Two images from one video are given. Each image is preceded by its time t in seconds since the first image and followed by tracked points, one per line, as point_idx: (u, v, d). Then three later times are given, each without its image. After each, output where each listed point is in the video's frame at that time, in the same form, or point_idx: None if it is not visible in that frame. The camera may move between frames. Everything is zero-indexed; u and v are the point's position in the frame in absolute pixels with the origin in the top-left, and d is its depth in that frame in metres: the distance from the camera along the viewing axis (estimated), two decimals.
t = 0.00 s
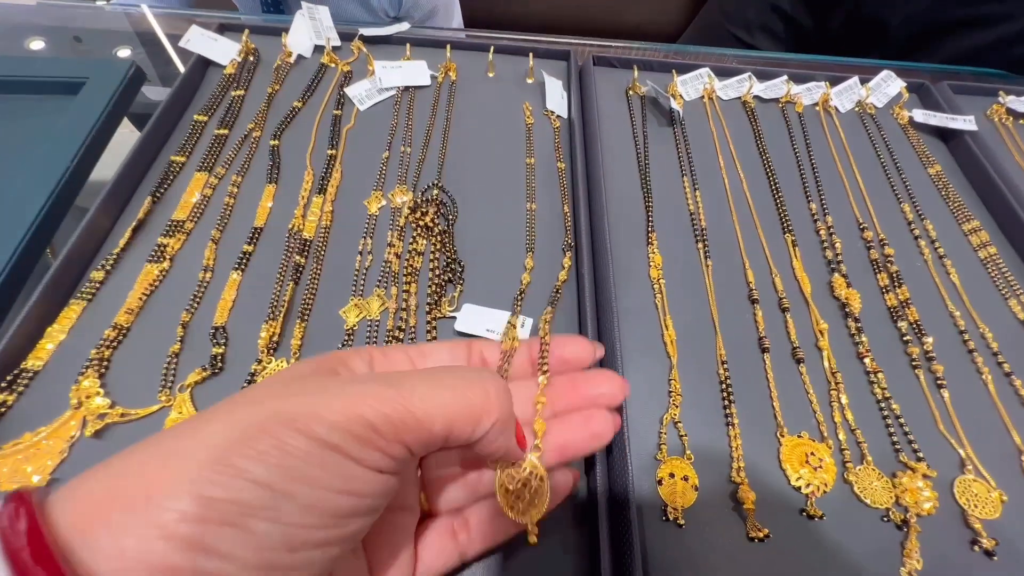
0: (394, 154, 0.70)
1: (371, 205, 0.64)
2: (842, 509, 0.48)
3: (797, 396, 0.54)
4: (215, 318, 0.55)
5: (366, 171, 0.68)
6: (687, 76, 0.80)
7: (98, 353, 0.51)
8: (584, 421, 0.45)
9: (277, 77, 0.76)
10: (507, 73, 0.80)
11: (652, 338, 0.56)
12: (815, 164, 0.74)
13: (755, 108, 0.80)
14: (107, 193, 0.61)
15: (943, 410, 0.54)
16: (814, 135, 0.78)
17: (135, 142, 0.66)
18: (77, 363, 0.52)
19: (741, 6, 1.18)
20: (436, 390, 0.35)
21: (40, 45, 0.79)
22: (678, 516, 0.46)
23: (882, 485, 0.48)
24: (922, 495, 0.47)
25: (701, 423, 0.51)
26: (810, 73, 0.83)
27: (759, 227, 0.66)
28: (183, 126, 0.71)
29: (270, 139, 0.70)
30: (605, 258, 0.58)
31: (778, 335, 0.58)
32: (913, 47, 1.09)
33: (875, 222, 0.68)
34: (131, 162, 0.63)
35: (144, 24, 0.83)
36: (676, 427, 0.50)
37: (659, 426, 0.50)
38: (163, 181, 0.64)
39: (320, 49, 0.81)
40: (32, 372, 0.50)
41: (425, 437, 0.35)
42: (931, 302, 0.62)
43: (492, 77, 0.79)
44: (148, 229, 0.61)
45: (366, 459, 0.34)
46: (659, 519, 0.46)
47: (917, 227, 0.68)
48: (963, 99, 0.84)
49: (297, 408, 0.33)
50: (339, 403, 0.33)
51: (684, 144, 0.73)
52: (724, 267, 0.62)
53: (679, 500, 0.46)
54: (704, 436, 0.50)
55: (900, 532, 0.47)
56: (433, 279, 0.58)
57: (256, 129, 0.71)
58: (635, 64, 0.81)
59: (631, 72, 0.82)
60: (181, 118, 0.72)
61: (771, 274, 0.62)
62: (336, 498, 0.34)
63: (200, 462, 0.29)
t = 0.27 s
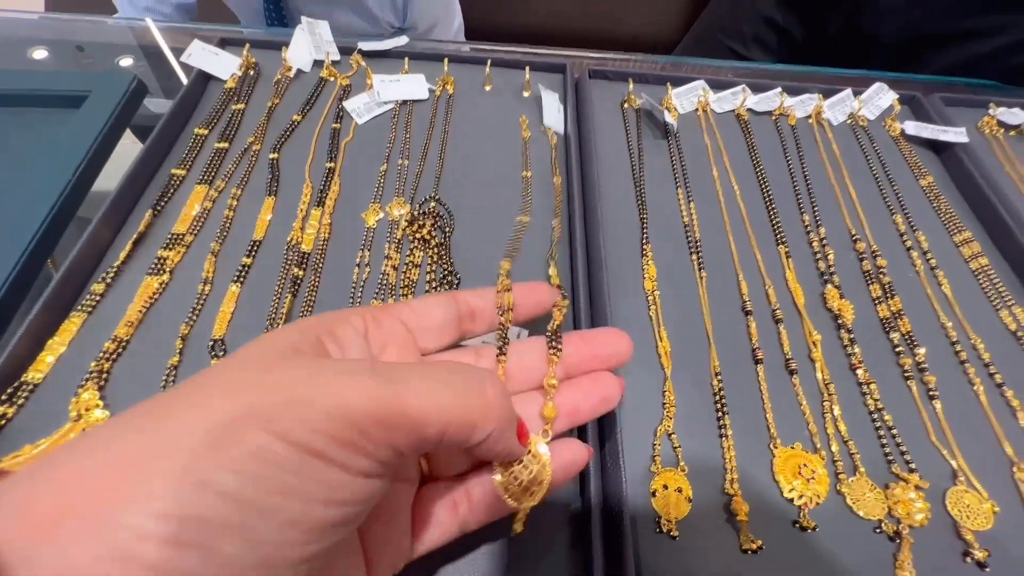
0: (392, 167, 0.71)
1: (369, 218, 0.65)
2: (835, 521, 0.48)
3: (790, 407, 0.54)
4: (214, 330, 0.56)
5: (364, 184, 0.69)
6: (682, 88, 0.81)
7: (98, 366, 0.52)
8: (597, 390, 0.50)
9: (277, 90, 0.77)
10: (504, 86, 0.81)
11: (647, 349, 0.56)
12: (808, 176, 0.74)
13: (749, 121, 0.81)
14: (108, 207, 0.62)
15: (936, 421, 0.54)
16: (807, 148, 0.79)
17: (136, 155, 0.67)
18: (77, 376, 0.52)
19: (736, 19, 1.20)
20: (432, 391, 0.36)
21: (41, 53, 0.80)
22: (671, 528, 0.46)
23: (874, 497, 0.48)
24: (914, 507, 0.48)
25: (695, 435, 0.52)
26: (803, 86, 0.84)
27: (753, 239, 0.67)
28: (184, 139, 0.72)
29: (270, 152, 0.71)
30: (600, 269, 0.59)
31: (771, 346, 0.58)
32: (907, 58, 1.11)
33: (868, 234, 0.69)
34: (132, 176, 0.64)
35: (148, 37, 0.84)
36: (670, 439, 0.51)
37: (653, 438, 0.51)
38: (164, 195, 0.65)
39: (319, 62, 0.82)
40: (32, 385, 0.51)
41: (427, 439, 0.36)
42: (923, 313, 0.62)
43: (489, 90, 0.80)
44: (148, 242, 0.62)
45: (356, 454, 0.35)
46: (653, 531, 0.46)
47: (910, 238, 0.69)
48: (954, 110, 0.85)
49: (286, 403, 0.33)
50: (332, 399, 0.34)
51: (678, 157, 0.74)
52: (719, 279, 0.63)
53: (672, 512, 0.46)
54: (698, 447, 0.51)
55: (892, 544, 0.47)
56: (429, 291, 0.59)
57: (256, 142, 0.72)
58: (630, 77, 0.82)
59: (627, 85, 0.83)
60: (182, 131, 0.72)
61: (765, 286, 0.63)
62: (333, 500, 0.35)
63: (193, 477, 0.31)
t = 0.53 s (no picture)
0: (398, 206, 0.76)
1: (376, 256, 0.70)
2: (814, 548, 0.51)
3: (772, 438, 0.57)
4: (231, 365, 0.59)
5: (371, 223, 0.74)
6: (671, 128, 0.85)
7: (123, 400, 0.56)
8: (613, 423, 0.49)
9: (290, 133, 0.83)
10: (503, 127, 0.86)
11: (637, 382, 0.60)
12: (791, 213, 0.79)
13: (736, 159, 0.85)
14: (134, 248, 0.66)
15: (911, 451, 0.58)
16: (790, 185, 0.83)
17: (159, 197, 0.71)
18: (104, 409, 0.56)
19: (728, 54, 1.25)
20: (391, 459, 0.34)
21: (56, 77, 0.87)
22: (658, 554, 0.49)
23: (851, 525, 0.51)
24: (888, 534, 0.51)
25: (681, 464, 0.55)
26: (787, 125, 0.88)
27: (738, 274, 0.71)
28: (203, 181, 0.76)
29: (283, 193, 0.76)
30: (592, 304, 0.63)
31: (754, 379, 0.62)
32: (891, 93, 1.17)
33: (847, 269, 0.73)
34: (155, 218, 0.69)
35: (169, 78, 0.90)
36: (657, 468, 0.54)
37: (642, 468, 0.54)
38: (185, 235, 0.69)
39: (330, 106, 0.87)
40: (63, 418, 0.54)
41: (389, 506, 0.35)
42: (900, 345, 0.66)
43: (489, 131, 0.85)
44: (170, 280, 0.66)
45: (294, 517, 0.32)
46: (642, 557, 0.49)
47: (888, 273, 0.73)
48: (931, 148, 0.89)
49: (238, 442, 0.30)
50: (277, 431, 0.31)
51: (668, 196, 0.79)
52: (705, 313, 0.67)
53: (659, 538, 0.50)
54: (684, 476, 0.54)
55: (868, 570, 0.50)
56: (432, 327, 0.63)
57: (270, 183, 0.77)
58: (623, 118, 0.87)
59: (619, 125, 0.87)
60: (201, 173, 0.77)
61: (749, 320, 0.67)
62: (297, 554, 0.34)
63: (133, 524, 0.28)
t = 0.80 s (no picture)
0: (413, 239, 0.84)
1: (393, 284, 0.77)
2: (792, 553, 0.56)
3: (754, 452, 0.63)
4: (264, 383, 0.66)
5: (389, 255, 0.81)
6: (664, 165, 0.92)
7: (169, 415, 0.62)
8: (644, 416, 0.55)
9: (316, 172, 0.91)
10: (509, 164, 0.93)
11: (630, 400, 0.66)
12: (775, 244, 0.85)
13: (724, 194, 0.92)
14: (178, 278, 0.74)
15: (883, 465, 0.63)
16: (775, 218, 0.90)
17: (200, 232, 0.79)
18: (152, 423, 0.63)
19: (720, 91, 1.34)
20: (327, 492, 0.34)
21: (82, 105, 0.96)
22: (648, 556, 0.54)
23: (825, 532, 0.56)
24: (860, 540, 0.56)
25: (670, 476, 0.60)
26: (773, 161, 0.95)
27: (725, 301, 0.77)
28: (238, 216, 0.84)
29: (310, 228, 0.84)
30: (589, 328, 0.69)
31: (739, 398, 0.67)
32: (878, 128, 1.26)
33: (827, 296, 0.79)
34: (197, 251, 0.77)
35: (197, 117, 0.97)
36: (648, 479, 0.60)
37: (634, 478, 0.60)
38: (223, 266, 0.77)
39: (351, 146, 0.95)
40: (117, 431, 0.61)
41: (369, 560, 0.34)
42: (875, 367, 0.72)
43: (497, 169, 0.93)
44: (209, 307, 0.73)
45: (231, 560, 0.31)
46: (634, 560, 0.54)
47: (865, 300, 0.79)
48: (909, 181, 0.95)
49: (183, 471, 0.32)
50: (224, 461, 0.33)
51: (660, 228, 0.85)
52: (694, 337, 0.73)
53: (649, 542, 0.55)
54: (672, 486, 0.60)
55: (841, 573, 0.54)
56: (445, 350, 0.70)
57: (298, 219, 0.85)
58: (619, 156, 0.94)
59: (615, 162, 0.94)
60: (236, 209, 0.86)
61: (734, 343, 0.73)
62: None
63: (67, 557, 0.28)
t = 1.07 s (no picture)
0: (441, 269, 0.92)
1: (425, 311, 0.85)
2: (789, 555, 0.62)
3: (755, 464, 0.70)
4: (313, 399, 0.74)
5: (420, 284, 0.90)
6: (670, 200, 1.01)
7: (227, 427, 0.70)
8: (654, 336, 0.66)
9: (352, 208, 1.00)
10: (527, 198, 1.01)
11: (640, 416, 0.72)
12: (774, 274, 0.93)
13: (727, 227, 1.00)
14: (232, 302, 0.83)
15: (873, 477, 0.69)
16: (774, 249, 0.97)
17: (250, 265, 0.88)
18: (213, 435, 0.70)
19: (723, 127, 1.45)
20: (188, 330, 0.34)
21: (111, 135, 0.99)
22: (658, 555, 0.61)
23: (819, 537, 0.63)
24: (851, 545, 0.62)
25: (677, 485, 0.67)
26: (771, 196, 1.02)
27: (728, 326, 0.85)
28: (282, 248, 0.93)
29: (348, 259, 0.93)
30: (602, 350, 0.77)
31: (740, 415, 0.74)
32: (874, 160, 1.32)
33: (822, 322, 0.86)
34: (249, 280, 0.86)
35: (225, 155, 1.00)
36: (657, 488, 0.66)
37: (645, 486, 0.66)
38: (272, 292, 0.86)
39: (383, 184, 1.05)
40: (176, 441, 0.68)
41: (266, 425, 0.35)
42: (867, 388, 0.78)
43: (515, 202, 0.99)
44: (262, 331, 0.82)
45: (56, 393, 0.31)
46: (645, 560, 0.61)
47: (858, 325, 0.86)
48: (900, 215, 1.02)
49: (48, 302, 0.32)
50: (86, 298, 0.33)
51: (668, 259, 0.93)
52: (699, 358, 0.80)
53: (659, 543, 0.61)
54: (679, 494, 0.66)
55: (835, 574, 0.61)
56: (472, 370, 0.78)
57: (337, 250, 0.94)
58: (628, 193, 1.02)
59: (625, 198, 1.02)
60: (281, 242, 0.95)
61: (737, 365, 0.80)
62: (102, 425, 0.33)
63: None
